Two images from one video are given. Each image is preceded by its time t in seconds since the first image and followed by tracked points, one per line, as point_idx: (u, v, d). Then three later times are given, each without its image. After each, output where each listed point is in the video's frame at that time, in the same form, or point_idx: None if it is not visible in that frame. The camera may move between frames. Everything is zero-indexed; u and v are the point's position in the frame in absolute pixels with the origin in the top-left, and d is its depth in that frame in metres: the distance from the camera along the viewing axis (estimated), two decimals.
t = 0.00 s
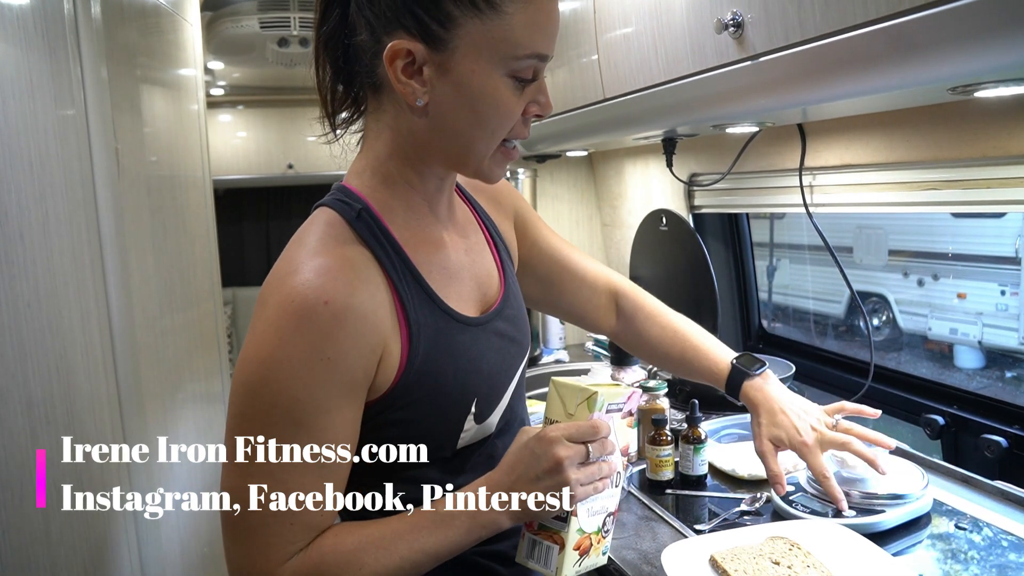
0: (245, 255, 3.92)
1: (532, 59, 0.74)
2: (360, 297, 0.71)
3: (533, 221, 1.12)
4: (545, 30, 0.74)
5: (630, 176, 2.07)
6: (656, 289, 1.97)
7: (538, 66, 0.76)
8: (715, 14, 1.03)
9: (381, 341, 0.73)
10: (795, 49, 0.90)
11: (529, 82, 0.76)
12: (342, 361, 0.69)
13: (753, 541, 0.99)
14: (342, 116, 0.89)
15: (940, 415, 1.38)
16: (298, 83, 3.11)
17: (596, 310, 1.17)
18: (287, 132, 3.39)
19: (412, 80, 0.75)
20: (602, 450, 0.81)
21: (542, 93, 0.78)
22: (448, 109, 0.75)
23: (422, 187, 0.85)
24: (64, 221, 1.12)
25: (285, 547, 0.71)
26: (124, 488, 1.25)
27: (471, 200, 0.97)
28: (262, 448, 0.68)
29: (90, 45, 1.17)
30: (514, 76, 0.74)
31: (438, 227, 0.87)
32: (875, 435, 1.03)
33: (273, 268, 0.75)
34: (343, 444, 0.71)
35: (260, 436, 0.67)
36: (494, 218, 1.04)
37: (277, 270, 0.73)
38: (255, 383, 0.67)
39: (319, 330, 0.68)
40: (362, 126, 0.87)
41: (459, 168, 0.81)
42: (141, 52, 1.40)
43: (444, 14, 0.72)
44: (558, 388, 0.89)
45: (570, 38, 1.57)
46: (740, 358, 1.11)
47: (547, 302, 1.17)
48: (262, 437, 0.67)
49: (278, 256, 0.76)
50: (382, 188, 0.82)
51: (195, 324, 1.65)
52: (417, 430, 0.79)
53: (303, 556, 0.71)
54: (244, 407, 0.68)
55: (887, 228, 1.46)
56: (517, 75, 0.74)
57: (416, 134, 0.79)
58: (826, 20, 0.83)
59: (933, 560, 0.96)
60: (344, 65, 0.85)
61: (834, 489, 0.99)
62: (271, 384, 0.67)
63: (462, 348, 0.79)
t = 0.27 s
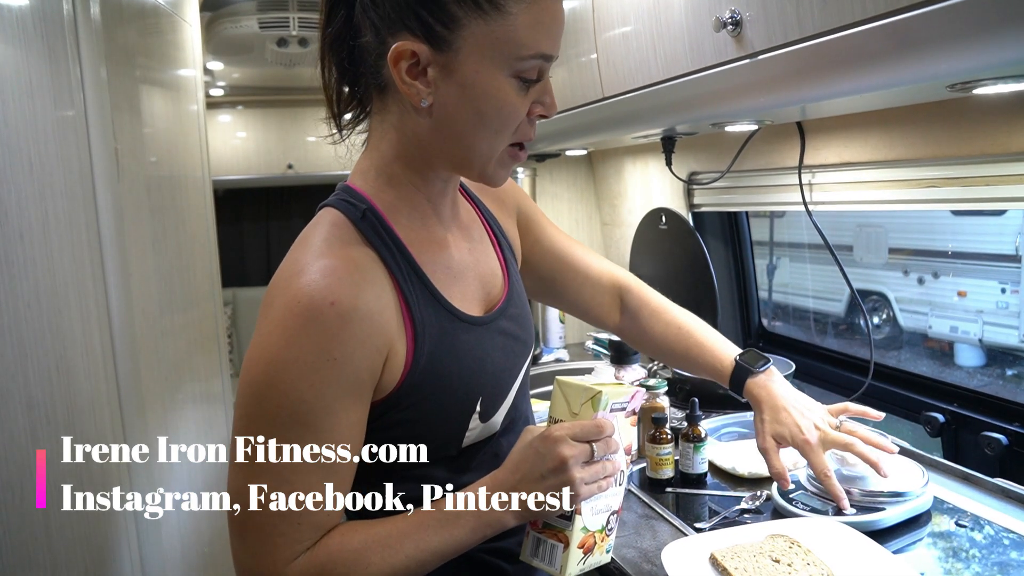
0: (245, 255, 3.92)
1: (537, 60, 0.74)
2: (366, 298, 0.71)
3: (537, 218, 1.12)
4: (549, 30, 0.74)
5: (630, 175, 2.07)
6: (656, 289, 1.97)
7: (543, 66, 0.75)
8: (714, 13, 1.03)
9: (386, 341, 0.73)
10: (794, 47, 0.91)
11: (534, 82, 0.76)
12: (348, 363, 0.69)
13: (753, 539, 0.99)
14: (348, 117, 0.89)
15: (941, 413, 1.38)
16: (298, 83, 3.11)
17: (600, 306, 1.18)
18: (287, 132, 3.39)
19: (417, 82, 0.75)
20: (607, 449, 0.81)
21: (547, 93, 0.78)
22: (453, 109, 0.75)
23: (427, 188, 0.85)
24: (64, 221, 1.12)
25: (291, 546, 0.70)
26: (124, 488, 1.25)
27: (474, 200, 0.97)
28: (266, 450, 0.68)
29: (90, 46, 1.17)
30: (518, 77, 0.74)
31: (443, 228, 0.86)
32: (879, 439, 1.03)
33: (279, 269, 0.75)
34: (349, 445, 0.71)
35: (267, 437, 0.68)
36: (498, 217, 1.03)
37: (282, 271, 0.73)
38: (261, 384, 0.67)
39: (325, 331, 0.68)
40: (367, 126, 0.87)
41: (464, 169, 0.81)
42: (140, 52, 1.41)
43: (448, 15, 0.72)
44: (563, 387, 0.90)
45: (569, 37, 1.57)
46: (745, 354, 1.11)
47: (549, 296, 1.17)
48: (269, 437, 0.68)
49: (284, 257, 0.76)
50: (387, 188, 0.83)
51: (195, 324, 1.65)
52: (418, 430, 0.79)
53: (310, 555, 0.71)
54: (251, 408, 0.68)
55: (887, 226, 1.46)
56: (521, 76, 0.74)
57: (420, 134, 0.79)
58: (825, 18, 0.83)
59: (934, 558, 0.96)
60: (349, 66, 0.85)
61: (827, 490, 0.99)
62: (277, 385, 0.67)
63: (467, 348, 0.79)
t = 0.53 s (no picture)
0: (244, 255, 3.92)
1: (549, 61, 0.74)
2: (374, 296, 0.71)
3: (541, 216, 1.12)
4: (562, 32, 0.74)
5: (630, 175, 2.07)
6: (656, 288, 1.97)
7: (555, 68, 0.75)
8: (714, 13, 1.03)
9: (395, 339, 0.73)
10: (794, 47, 0.91)
11: (546, 83, 0.76)
12: (358, 361, 0.69)
13: (752, 539, 0.99)
14: (359, 117, 0.90)
15: (940, 412, 1.38)
16: (297, 82, 3.11)
17: (603, 307, 1.18)
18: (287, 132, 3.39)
19: (430, 81, 0.75)
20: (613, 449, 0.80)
21: (559, 95, 0.78)
22: (466, 109, 0.75)
23: (436, 187, 0.85)
24: (64, 221, 1.12)
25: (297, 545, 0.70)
26: (124, 488, 1.25)
27: (483, 202, 0.97)
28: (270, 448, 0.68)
29: (89, 46, 1.16)
30: (531, 78, 0.74)
31: (450, 227, 0.86)
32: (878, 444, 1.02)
33: (288, 267, 0.75)
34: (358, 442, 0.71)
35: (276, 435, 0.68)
36: (504, 217, 1.04)
37: (291, 270, 0.73)
38: (270, 383, 0.68)
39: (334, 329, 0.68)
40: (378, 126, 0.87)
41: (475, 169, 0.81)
42: (140, 52, 1.41)
43: (462, 15, 0.72)
44: (570, 388, 0.91)
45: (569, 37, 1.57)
46: (746, 355, 1.11)
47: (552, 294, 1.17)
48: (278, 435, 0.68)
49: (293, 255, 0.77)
50: (396, 187, 0.83)
51: (195, 324, 1.65)
52: (419, 430, 0.79)
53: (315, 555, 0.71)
54: (260, 406, 0.68)
55: (886, 226, 1.46)
56: (533, 76, 0.74)
57: (432, 133, 0.79)
58: (825, 17, 0.83)
59: (934, 558, 0.96)
60: (362, 66, 0.85)
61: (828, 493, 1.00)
62: (286, 384, 0.67)
63: (475, 346, 0.79)
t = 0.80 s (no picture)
0: (244, 255, 3.92)
1: (543, 53, 0.75)
2: (378, 290, 0.71)
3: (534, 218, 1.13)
4: (554, 26, 0.75)
5: (629, 175, 2.07)
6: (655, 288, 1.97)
7: (548, 61, 0.76)
8: (713, 13, 1.03)
9: (398, 332, 0.73)
10: (793, 47, 0.91)
11: (541, 76, 0.76)
12: (362, 354, 0.69)
13: (752, 538, 0.99)
14: (357, 119, 0.90)
15: (939, 412, 1.38)
16: (297, 82, 3.11)
17: (602, 305, 1.18)
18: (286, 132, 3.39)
19: (428, 74, 0.75)
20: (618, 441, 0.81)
21: (553, 88, 0.78)
22: (464, 102, 0.75)
23: (435, 184, 0.85)
24: (64, 221, 1.12)
25: (303, 540, 0.71)
26: (124, 488, 1.25)
27: (478, 202, 0.97)
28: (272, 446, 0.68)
29: (89, 45, 1.16)
30: (526, 70, 0.75)
31: (448, 223, 0.87)
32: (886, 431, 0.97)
33: (290, 264, 0.75)
34: (363, 437, 0.71)
35: (282, 430, 0.67)
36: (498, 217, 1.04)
37: (294, 266, 0.73)
38: (275, 378, 0.67)
39: (338, 323, 0.68)
40: (376, 127, 0.87)
41: (472, 163, 0.81)
42: (139, 52, 1.41)
43: (459, 9, 0.72)
44: (573, 380, 0.93)
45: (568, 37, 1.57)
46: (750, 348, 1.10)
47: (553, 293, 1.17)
48: (284, 430, 0.68)
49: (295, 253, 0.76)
50: (396, 183, 0.83)
51: (194, 324, 1.65)
52: (419, 429, 0.79)
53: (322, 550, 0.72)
54: (265, 402, 0.68)
55: (885, 226, 1.46)
56: (528, 69, 0.75)
57: (429, 128, 0.79)
58: (824, 17, 0.83)
59: (933, 558, 0.96)
60: (359, 66, 0.85)
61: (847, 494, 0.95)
62: (290, 378, 0.67)
63: (475, 342, 0.79)
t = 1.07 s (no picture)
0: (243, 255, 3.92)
1: (548, 53, 0.75)
2: (386, 281, 0.71)
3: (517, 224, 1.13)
4: (559, 27, 0.75)
5: (629, 175, 2.07)
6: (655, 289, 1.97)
7: (553, 61, 0.77)
8: (713, 13, 1.03)
9: (406, 322, 0.73)
10: (793, 48, 0.91)
11: (545, 76, 0.77)
12: (371, 344, 0.69)
13: (752, 538, 0.99)
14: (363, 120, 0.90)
15: (938, 413, 1.38)
16: (297, 83, 3.11)
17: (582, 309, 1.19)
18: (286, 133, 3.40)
19: (437, 70, 0.75)
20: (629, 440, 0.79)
21: (556, 89, 0.78)
22: (472, 98, 0.75)
23: (439, 181, 0.84)
24: (64, 221, 1.12)
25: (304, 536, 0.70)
26: (124, 488, 1.25)
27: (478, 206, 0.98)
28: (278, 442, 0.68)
29: (89, 46, 1.15)
30: (531, 69, 0.75)
31: (450, 221, 0.86)
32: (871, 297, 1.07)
33: (296, 258, 0.74)
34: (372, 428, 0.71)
35: (292, 422, 0.67)
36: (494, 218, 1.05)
37: (301, 258, 0.72)
38: (284, 369, 0.67)
39: (346, 312, 0.68)
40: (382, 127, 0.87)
41: (476, 161, 0.81)
42: (140, 53, 1.41)
43: (468, 7, 0.72)
44: (586, 378, 0.90)
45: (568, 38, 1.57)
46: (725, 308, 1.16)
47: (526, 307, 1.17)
48: (294, 422, 0.67)
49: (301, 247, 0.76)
50: (401, 179, 0.82)
51: (194, 324, 1.65)
52: (419, 429, 0.79)
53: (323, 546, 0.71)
54: (274, 396, 0.68)
55: (885, 227, 1.46)
56: (534, 68, 0.75)
57: (436, 124, 0.79)
58: (825, 18, 0.84)
59: (933, 558, 0.96)
60: (366, 65, 0.85)
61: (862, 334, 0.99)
62: (299, 369, 0.66)
63: (479, 337, 0.79)
